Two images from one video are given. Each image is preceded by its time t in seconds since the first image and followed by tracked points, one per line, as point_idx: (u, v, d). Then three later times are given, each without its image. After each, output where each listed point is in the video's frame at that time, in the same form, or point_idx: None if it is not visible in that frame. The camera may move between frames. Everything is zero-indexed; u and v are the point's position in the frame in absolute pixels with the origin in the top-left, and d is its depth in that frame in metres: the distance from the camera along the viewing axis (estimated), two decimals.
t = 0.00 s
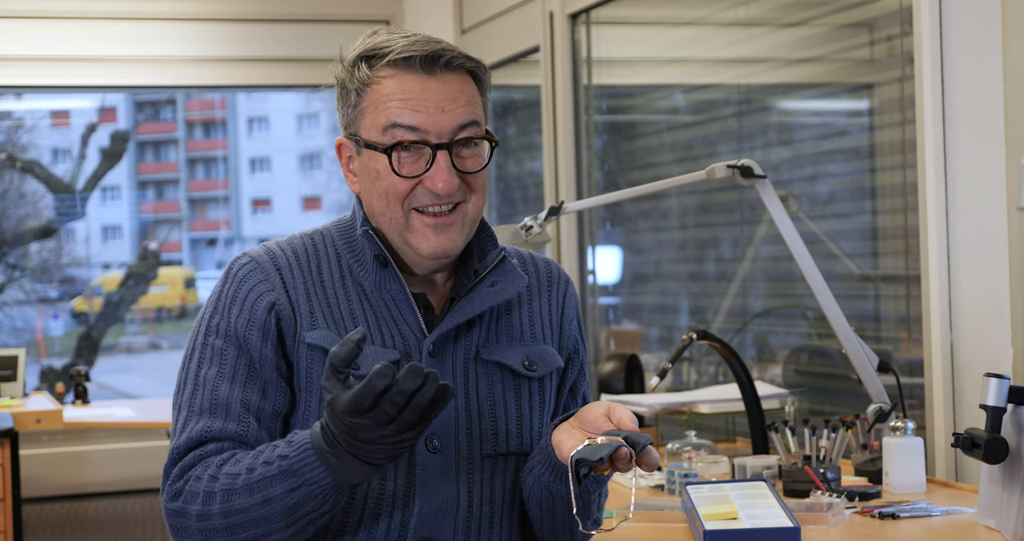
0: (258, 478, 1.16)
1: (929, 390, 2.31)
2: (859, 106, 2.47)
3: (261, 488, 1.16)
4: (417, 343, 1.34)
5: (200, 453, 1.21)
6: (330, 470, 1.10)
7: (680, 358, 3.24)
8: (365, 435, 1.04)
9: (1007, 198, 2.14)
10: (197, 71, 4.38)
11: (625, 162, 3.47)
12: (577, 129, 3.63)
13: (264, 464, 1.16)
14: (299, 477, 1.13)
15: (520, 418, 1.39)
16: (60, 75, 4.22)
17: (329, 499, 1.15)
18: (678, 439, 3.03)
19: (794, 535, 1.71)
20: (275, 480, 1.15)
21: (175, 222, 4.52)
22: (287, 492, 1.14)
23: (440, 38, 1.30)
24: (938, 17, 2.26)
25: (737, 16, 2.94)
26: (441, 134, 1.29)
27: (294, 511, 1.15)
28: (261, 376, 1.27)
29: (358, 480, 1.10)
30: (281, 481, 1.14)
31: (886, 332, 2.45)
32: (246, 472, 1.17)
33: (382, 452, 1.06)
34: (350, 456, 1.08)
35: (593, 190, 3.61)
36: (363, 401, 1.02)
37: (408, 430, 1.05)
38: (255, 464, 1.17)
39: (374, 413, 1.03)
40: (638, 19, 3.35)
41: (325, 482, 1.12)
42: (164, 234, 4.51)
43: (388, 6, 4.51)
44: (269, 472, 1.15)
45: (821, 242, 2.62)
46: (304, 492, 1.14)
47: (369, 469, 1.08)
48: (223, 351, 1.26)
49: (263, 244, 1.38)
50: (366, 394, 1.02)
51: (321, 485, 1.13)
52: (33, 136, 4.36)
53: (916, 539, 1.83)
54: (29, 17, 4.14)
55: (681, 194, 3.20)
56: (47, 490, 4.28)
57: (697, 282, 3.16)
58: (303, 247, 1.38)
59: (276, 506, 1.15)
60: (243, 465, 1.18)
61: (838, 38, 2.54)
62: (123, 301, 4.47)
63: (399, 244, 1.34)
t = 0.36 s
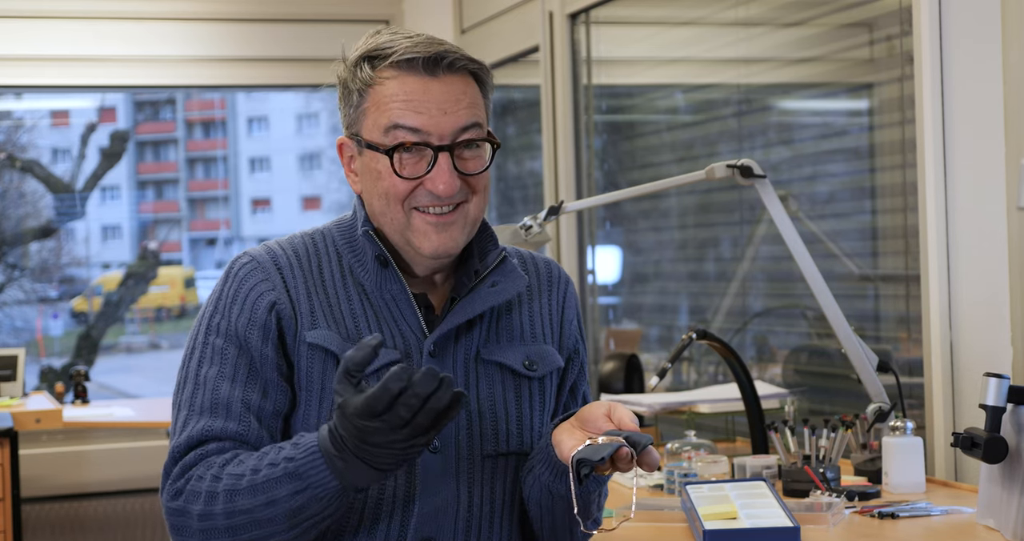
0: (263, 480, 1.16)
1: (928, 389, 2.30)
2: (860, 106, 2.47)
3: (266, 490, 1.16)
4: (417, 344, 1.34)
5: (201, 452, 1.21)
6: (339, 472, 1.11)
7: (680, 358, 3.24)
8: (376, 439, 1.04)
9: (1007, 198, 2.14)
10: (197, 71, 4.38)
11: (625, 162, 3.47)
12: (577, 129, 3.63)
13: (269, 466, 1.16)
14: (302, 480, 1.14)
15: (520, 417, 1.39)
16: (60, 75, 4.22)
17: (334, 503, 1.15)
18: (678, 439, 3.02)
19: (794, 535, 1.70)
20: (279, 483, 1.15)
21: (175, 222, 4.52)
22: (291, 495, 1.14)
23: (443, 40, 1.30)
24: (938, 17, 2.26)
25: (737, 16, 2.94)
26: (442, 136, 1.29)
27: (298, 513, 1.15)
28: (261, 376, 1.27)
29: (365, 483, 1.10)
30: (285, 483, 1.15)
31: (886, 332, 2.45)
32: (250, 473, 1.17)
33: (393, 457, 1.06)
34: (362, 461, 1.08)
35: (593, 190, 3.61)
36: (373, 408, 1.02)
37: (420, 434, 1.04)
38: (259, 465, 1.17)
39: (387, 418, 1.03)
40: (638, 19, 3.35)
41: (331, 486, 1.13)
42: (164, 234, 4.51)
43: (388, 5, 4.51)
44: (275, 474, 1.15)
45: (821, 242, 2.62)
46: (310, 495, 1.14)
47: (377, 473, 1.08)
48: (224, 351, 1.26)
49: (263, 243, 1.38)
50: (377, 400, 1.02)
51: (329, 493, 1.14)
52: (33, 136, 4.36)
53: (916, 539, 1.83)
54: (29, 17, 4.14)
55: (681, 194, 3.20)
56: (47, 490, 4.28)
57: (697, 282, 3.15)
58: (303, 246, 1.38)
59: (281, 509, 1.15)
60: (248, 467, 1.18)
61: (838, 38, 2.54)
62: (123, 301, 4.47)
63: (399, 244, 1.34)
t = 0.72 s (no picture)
0: (322, 492, 1.15)
1: (929, 389, 2.30)
2: (859, 106, 2.47)
3: (322, 502, 1.14)
4: (418, 343, 1.34)
5: (223, 451, 1.18)
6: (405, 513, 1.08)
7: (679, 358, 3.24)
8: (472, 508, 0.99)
9: (1007, 198, 2.14)
10: (196, 71, 4.38)
11: (625, 162, 3.47)
12: (577, 128, 3.63)
13: (336, 481, 1.15)
14: (368, 499, 1.12)
15: (520, 417, 1.38)
16: (61, 75, 4.22)
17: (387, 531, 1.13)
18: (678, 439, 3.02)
19: (794, 535, 1.70)
20: (340, 497, 1.14)
21: (175, 222, 4.52)
22: (350, 512, 1.13)
23: (443, 32, 1.31)
24: (938, 16, 2.26)
25: (737, 16, 2.94)
26: (447, 124, 1.29)
27: (351, 531, 1.13)
28: (269, 375, 1.26)
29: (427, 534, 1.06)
30: (348, 498, 1.13)
31: (886, 332, 2.45)
32: (308, 486, 1.15)
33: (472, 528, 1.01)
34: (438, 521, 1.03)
35: (593, 189, 3.61)
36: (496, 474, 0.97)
37: (511, 521, 0.99)
38: (319, 479, 1.16)
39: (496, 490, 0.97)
40: (638, 18, 3.35)
41: (393, 513, 1.10)
42: (164, 234, 4.51)
43: (388, 5, 4.51)
44: (342, 489, 1.14)
45: (821, 242, 2.62)
46: (367, 517, 1.12)
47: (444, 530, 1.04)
48: (232, 349, 1.25)
49: (264, 241, 1.38)
50: (503, 457, 0.98)
51: (385, 525, 1.11)
52: (33, 136, 4.36)
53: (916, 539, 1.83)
54: (29, 17, 4.14)
55: (682, 194, 3.20)
56: (47, 490, 4.28)
57: (697, 282, 3.15)
58: (305, 244, 1.38)
59: (330, 525, 1.13)
60: (302, 478, 1.17)
61: (838, 38, 2.54)
62: (123, 301, 4.47)
63: (404, 239, 1.33)
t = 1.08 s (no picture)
0: (353, 498, 1.20)
1: (929, 389, 2.31)
2: (859, 106, 2.47)
3: (353, 507, 1.19)
4: (422, 344, 1.34)
5: (247, 448, 1.21)
6: (437, 525, 1.17)
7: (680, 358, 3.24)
8: (497, 508, 1.11)
9: (1007, 198, 2.14)
10: (196, 71, 4.38)
11: (625, 162, 3.47)
12: (577, 128, 3.63)
13: (369, 488, 1.21)
14: (399, 506, 1.18)
15: (522, 417, 1.39)
16: (60, 75, 4.23)
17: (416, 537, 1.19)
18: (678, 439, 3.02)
19: (794, 536, 1.71)
20: (372, 503, 1.19)
21: (175, 222, 4.52)
22: (380, 519, 1.18)
23: (452, 39, 1.30)
24: (938, 16, 2.26)
25: (737, 17, 2.94)
26: (453, 134, 1.29)
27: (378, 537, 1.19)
28: (282, 374, 1.28)
29: None
30: (379, 504, 1.19)
31: (886, 332, 2.45)
32: (342, 491, 1.21)
33: (494, 531, 1.13)
34: (464, 524, 1.14)
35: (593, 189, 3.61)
36: (525, 478, 1.10)
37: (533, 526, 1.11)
38: (350, 485, 1.21)
39: (523, 495, 1.10)
40: (638, 19, 3.35)
41: (423, 522, 1.17)
42: (164, 234, 4.51)
43: (388, 6, 4.51)
44: (374, 496, 1.20)
45: (821, 242, 2.62)
46: (396, 523, 1.18)
47: None
48: (246, 347, 1.26)
49: (268, 240, 1.38)
50: (532, 469, 1.10)
51: (414, 533, 1.18)
52: (33, 136, 4.36)
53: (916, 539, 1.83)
54: (29, 18, 4.14)
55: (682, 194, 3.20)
56: (47, 490, 4.28)
57: (697, 282, 3.15)
58: (308, 244, 1.38)
59: (360, 530, 1.19)
60: (331, 483, 1.22)
61: (838, 39, 2.54)
62: (123, 301, 4.47)
63: (408, 245, 1.34)
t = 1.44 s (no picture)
0: (353, 502, 1.20)
1: (929, 389, 2.31)
2: (859, 106, 2.47)
3: (353, 511, 1.19)
4: (421, 345, 1.34)
5: (246, 451, 1.21)
6: (436, 529, 1.17)
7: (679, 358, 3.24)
8: (494, 509, 1.12)
9: (1007, 197, 2.14)
10: (197, 71, 4.38)
11: (625, 162, 3.47)
12: (577, 129, 3.63)
13: (368, 493, 1.21)
14: (399, 510, 1.19)
15: (522, 418, 1.39)
16: (61, 75, 4.23)
17: None
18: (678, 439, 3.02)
19: (794, 536, 1.71)
20: (372, 507, 1.19)
21: (175, 222, 4.52)
22: (379, 523, 1.18)
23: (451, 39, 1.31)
24: (938, 16, 2.26)
25: (737, 17, 2.94)
26: (451, 133, 1.29)
27: None
28: (282, 376, 1.28)
29: None
30: (378, 509, 1.19)
31: (886, 332, 2.45)
32: (340, 496, 1.21)
33: (491, 533, 1.13)
34: (462, 527, 1.15)
35: (594, 189, 3.61)
36: (522, 480, 1.11)
37: (532, 527, 1.12)
38: (349, 489, 1.21)
39: (520, 496, 1.11)
40: (638, 18, 3.35)
41: (423, 527, 1.17)
42: (165, 234, 4.51)
43: (388, 6, 4.51)
44: (373, 501, 1.20)
45: (821, 242, 2.62)
46: (397, 527, 1.18)
47: None
48: (245, 349, 1.26)
49: (268, 241, 1.38)
50: (530, 471, 1.11)
51: (414, 537, 1.18)
52: (33, 136, 4.36)
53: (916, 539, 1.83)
54: (29, 18, 4.14)
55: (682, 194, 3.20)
56: (47, 490, 4.28)
57: (697, 282, 3.15)
58: (308, 244, 1.38)
59: (359, 534, 1.19)
60: (331, 487, 1.22)
61: (838, 39, 2.54)
62: (123, 301, 4.47)
63: (406, 244, 1.34)
